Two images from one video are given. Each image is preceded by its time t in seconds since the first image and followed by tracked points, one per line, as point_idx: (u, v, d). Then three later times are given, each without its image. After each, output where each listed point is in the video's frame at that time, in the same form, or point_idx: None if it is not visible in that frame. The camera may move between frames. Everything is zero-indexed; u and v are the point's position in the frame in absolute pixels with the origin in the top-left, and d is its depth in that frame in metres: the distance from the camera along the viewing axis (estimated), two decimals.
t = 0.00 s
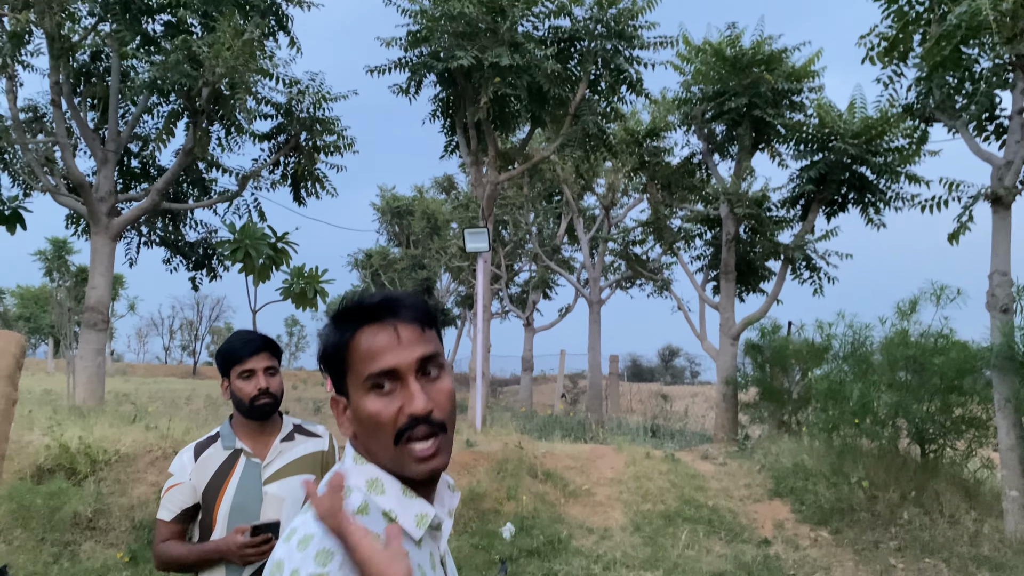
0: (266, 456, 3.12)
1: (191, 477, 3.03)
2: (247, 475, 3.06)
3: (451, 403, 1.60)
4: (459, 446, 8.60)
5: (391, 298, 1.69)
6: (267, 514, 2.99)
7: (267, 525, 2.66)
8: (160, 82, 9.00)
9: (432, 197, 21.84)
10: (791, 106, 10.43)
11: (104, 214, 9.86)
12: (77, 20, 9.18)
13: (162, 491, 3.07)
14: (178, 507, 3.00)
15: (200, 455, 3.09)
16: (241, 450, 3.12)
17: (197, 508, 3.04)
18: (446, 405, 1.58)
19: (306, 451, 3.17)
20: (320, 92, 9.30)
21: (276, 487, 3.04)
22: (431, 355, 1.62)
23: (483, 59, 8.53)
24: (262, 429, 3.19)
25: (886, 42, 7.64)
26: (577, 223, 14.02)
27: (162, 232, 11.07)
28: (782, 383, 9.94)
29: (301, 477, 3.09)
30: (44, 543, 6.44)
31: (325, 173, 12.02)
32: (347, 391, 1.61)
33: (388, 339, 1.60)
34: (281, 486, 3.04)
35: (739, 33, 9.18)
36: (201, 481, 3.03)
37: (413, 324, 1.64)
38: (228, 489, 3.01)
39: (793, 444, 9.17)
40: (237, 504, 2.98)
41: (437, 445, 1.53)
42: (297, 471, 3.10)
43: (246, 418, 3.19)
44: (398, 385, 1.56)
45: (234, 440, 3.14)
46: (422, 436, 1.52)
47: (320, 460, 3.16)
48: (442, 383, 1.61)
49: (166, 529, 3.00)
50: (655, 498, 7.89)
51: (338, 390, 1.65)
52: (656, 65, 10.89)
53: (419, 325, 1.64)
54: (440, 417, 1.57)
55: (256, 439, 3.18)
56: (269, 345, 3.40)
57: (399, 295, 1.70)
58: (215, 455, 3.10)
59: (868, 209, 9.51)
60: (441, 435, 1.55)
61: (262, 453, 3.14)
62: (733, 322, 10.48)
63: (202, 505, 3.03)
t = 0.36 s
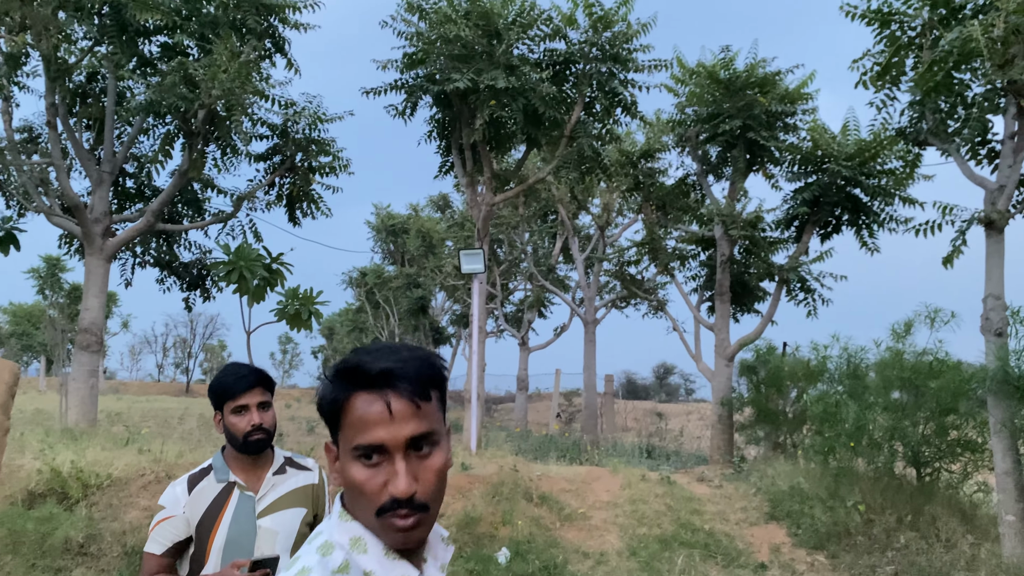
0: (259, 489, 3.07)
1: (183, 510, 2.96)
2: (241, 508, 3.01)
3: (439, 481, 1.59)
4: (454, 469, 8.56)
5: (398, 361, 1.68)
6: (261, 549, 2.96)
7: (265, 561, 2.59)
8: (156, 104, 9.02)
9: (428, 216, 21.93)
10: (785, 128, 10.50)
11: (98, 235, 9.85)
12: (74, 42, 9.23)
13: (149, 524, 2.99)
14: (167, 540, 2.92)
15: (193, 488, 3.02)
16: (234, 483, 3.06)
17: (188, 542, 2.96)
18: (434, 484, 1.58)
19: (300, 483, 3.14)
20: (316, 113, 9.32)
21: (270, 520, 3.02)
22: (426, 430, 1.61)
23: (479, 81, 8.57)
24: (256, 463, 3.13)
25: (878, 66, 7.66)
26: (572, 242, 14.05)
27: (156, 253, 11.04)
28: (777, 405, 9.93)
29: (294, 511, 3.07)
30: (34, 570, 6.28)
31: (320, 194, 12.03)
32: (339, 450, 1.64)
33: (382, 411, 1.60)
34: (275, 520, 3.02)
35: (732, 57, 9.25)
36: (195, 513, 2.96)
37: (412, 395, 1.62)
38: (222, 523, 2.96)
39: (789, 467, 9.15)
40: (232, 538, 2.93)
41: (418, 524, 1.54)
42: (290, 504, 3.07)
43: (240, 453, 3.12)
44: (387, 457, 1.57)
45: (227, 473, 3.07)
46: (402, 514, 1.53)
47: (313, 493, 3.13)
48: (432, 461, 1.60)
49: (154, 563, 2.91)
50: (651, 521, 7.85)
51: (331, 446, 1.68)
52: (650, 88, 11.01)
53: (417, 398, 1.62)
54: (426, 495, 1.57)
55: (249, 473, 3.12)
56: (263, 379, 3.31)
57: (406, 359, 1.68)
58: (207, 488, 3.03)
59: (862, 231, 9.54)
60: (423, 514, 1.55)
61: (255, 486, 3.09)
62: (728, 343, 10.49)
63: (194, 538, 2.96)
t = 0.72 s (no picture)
0: (259, 510, 3.05)
1: (186, 531, 2.93)
2: (242, 529, 2.99)
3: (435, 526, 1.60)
4: (446, 484, 8.53)
5: (395, 404, 1.66)
6: (263, 570, 2.94)
7: None
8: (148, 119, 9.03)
9: (420, 226, 21.98)
10: (776, 140, 10.56)
11: (89, 249, 9.82)
12: (65, 56, 9.26)
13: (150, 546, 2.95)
14: (170, 562, 2.89)
15: (196, 509, 2.98)
16: (236, 504, 3.04)
17: (191, 563, 2.93)
18: (432, 528, 1.59)
19: (298, 504, 3.12)
20: (308, 127, 9.32)
21: (271, 540, 3.00)
22: (421, 476, 1.61)
23: (471, 95, 8.59)
24: (256, 485, 3.11)
25: (869, 81, 7.69)
26: (565, 253, 14.09)
27: (148, 267, 11.00)
28: (770, 417, 9.95)
29: (295, 531, 3.06)
30: None
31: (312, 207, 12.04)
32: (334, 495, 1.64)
33: (379, 457, 1.59)
34: (275, 540, 3.01)
35: (723, 70, 9.31)
36: (198, 534, 2.93)
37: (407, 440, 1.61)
38: (226, 544, 2.93)
39: (782, 479, 9.16)
40: (236, 560, 2.91)
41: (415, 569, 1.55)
42: (290, 524, 3.05)
43: (240, 474, 3.09)
44: (384, 503, 1.57)
45: (228, 494, 3.04)
46: (401, 562, 1.55)
47: (312, 513, 3.13)
48: (428, 505, 1.61)
49: None
50: (645, 536, 7.84)
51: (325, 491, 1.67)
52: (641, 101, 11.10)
53: (414, 444, 1.62)
54: (425, 540, 1.58)
55: (249, 494, 3.09)
56: (262, 400, 3.26)
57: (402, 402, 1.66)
58: (210, 509, 3.00)
59: (853, 243, 9.59)
60: (421, 559, 1.57)
61: (255, 506, 3.07)
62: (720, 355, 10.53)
63: (197, 559, 2.93)
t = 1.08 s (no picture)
0: (261, 527, 3.07)
1: (192, 543, 2.89)
2: (245, 544, 2.99)
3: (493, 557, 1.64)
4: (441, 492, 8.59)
5: (471, 440, 1.58)
6: None
7: None
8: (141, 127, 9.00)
9: (413, 230, 22.02)
10: (767, 146, 10.62)
11: (82, 258, 9.78)
12: (56, 64, 9.22)
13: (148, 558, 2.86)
14: (173, 572, 2.81)
15: (203, 521, 2.96)
16: (240, 519, 3.04)
17: None
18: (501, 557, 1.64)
19: (298, 523, 3.16)
20: (301, 134, 9.30)
21: (270, 558, 3.02)
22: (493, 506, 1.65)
23: (464, 103, 8.59)
24: (259, 502, 3.12)
25: (860, 88, 7.72)
26: (558, 258, 14.13)
27: (141, 275, 10.96)
28: (763, 421, 10.00)
29: (293, 549, 3.10)
30: None
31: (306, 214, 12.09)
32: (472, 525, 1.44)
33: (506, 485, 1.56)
34: (275, 557, 3.03)
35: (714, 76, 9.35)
36: (203, 547, 2.90)
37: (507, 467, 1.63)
38: (229, 557, 2.92)
39: (775, 484, 9.22)
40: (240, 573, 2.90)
41: None
42: (289, 543, 3.09)
43: (244, 490, 3.11)
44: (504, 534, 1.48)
45: (234, 508, 3.04)
46: None
47: (309, 533, 3.19)
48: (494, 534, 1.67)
49: None
50: (640, 542, 7.89)
51: (457, 523, 1.43)
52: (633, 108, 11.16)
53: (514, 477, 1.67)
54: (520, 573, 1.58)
55: (253, 511, 3.10)
56: (269, 419, 3.31)
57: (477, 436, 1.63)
58: (215, 523, 2.98)
59: (845, 248, 9.64)
60: None
61: (257, 523, 3.08)
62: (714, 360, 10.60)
63: (199, 572, 2.88)
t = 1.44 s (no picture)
0: (261, 531, 3.12)
1: (195, 541, 2.94)
2: (245, 547, 3.04)
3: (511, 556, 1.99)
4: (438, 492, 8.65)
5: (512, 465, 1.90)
6: None
7: None
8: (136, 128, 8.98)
9: (408, 227, 22.03)
10: (761, 144, 10.65)
11: (78, 258, 9.76)
12: (50, 65, 9.19)
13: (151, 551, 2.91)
14: (174, 568, 2.86)
15: (206, 521, 3.00)
16: (242, 521, 3.08)
17: (193, 573, 2.92)
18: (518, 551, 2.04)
19: (294, 530, 3.22)
20: (296, 133, 9.29)
21: (268, 562, 3.08)
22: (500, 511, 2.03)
23: (459, 103, 8.59)
24: (260, 506, 3.17)
25: (853, 88, 7.74)
26: (553, 256, 14.17)
27: (137, 275, 10.94)
28: (757, 418, 10.07)
29: (288, 555, 3.15)
30: None
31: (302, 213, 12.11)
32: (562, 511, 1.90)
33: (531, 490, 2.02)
34: (272, 561, 3.08)
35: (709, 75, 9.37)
36: (205, 546, 2.95)
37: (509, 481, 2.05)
38: (229, 559, 2.97)
39: (770, 481, 9.31)
40: None
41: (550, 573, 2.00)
42: (285, 549, 3.15)
43: (249, 495, 3.14)
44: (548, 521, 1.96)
45: (237, 511, 3.07)
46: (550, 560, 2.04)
47: (304, 539, 3.25)
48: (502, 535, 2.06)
49: None
50: (636, 540, 7.96)
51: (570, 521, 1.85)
52: (628, 107, 11.19)
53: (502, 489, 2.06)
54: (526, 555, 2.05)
55: (254, 515, 3.14)
56: (282, 432, 3.35)
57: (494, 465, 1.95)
58: (218, 523, 3.02)
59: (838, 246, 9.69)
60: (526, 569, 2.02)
61: (257, 526, 3.13)
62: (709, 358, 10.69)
63: (199, 570, 2.93)
